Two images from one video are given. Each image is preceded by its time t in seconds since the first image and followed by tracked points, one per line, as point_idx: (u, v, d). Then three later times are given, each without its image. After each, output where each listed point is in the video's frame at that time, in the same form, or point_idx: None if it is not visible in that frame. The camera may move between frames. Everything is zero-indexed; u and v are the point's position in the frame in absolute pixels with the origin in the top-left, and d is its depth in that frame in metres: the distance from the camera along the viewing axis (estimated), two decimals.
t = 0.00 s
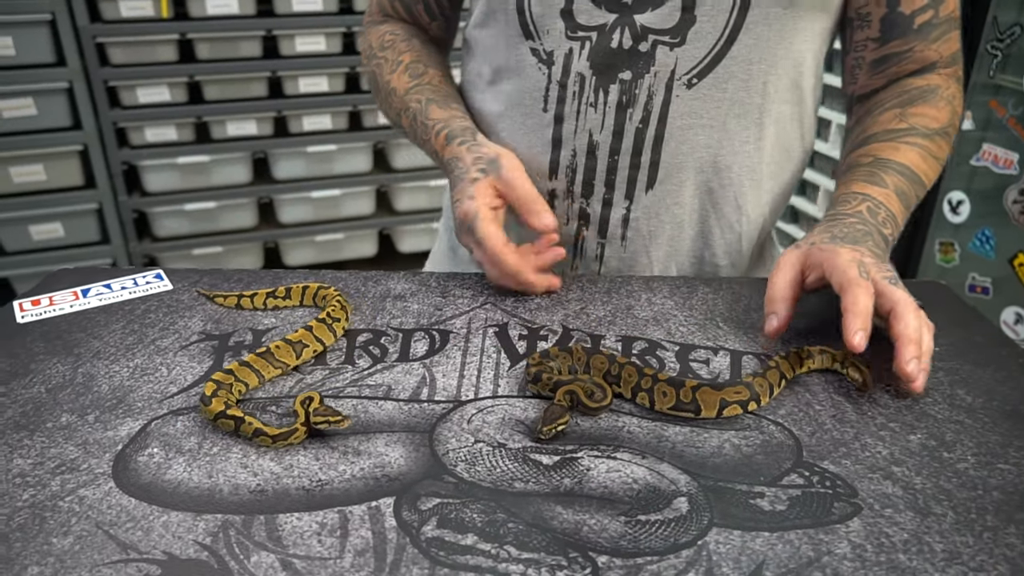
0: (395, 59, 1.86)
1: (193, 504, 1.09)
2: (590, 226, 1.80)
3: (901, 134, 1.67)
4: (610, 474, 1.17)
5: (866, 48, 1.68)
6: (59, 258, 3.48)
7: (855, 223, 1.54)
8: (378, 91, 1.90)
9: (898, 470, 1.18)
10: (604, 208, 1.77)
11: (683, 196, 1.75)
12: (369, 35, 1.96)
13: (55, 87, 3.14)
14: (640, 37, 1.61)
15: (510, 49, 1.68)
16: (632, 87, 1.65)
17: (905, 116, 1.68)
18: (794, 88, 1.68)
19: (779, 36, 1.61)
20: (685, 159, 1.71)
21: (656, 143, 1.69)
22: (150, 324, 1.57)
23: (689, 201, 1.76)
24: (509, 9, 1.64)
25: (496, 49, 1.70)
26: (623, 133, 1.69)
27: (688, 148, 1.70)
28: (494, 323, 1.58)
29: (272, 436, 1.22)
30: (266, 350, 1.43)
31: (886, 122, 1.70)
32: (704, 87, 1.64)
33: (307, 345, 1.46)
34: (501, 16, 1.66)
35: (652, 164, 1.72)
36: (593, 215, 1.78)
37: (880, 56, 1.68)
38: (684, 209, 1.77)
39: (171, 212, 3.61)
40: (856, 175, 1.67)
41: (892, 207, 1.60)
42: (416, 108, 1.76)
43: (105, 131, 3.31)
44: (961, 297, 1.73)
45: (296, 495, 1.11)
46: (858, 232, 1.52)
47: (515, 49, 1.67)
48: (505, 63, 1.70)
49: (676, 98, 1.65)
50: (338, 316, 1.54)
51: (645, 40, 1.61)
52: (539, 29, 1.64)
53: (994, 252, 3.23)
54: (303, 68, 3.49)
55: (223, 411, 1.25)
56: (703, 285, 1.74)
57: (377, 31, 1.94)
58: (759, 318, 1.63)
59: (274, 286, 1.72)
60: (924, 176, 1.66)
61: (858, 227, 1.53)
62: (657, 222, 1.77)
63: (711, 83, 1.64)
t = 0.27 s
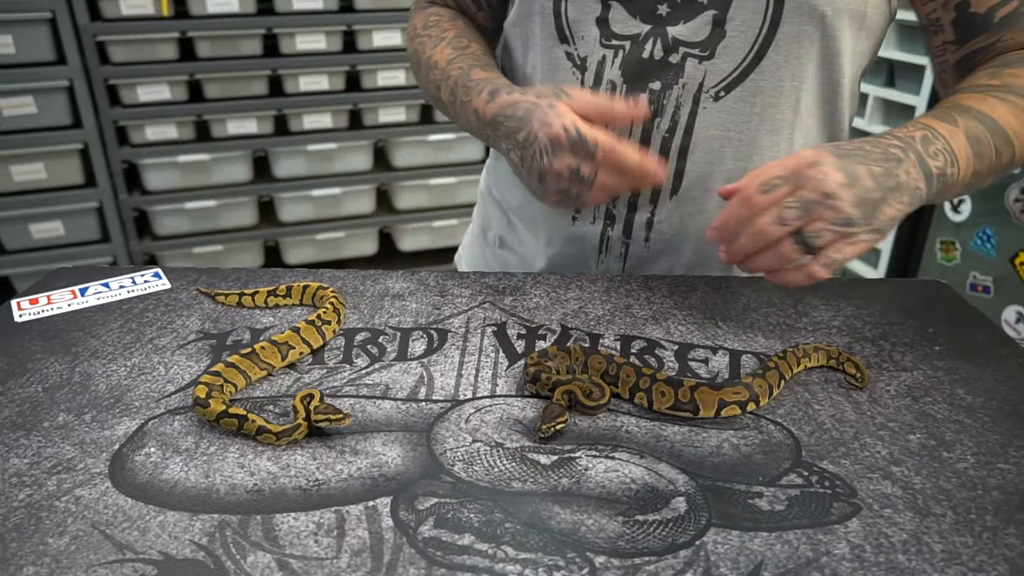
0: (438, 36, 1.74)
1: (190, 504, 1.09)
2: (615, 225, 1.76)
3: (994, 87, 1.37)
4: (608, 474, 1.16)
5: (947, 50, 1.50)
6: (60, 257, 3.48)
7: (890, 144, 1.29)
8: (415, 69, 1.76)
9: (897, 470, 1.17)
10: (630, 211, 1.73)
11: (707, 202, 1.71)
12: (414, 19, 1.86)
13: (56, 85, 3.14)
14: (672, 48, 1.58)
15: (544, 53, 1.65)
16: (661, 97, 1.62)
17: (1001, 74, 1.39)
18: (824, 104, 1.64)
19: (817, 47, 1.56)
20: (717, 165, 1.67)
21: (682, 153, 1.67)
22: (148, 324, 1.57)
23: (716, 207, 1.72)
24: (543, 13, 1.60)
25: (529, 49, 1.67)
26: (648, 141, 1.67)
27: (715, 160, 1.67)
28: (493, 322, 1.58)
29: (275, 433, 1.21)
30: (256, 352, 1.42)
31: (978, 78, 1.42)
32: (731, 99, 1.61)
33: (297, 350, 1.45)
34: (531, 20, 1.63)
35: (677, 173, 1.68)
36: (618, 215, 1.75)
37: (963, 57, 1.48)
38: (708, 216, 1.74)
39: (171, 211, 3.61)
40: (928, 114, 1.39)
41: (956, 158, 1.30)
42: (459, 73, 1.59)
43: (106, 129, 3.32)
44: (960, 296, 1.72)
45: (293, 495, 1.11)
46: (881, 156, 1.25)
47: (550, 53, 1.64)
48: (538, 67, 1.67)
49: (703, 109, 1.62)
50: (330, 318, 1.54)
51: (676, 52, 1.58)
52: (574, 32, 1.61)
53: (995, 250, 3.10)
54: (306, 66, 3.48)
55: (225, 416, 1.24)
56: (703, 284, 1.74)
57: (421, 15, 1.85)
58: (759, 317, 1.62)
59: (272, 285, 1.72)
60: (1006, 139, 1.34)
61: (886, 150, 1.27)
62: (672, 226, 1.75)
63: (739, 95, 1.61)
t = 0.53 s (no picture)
0: (434, 29, 1.86)
1: (185, 505, 1.09)
2: (614, 227, 1.78)
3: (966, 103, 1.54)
4: (604, 473, 1.16)
5: (936, 53, 1.60)
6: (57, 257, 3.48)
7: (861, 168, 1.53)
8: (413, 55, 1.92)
9: (894, 469, 1.17)
10: (629, 211, 1.74)
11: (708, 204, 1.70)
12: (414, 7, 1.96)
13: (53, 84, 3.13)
14: (672, 48, 1.57)
15: (543, 48, 1.65)
16: (660, 96, 1.60)
17: (978, 86, 1.53)
18: (823, 105, 1.64)
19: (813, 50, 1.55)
20: (714, 168, 1.66)
21: (682, 153, 1.66)
22: (143, 323, 1.57)
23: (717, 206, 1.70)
24: (543, 8, 1.61)
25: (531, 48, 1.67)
26: (649, 139, 1.65)
27: (715, 161, 1.65)
28: (490, 321, 1.57)
29: (275, 432, 1.21)
30: (244, 352, 1.41)
31: (956, 90, 1.57)
32: (732, 101, 1.60)
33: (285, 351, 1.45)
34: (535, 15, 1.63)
35: (678, 174, 1.67)
36: (617, 217, 1.76)
37: (949, 63, 1.59)
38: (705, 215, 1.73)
39: (169, 210, 3.61)
40: (907, 131, 1.60)
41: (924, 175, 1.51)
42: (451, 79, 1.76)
43: (103, 128, 3.31)
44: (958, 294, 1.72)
45: (288, 495, 1.11)
46: (848, 181, 1.49)
47: (548, 48, 1.64)
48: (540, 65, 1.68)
49: (703, 110, 1.61)
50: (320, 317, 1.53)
51: (676, 52, 1.57)
52: (572, 31, 1.61)
53: (994, 247, 3.09)
54: (302, 65, 3.47)
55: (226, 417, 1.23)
56: (700, 282, 1.74)
57: None
58: (757, 315, 1.62)
59: (268, 284, 1.72)
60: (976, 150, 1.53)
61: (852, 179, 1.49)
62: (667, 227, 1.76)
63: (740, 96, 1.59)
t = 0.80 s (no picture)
0: (404, 11, 1.91)
1: (180, 503, 1.09)
2: (599, 229, 1.77)
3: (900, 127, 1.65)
4: (600, 472, 1.16)
5: (887, 58, 1.65)
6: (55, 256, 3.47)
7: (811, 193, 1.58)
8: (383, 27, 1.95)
9: (890, 467, 1.17)
10: (615, 213, 1.74)
11: (693, 208, 1.71)
12: None
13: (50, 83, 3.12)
14: (660, 53, 1.59)
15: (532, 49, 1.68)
16: (647, 100, 1.63)
17: (911, 111, 1.65)
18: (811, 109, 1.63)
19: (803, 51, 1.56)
20: (699, 170, 1.67)
21: (669, 155, 1.67)
22: (139, 322, 1.57)
23: (700, 208, 1.71)
24: (533, 10, 1.65)
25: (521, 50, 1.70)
26: (636, 143, 1.66)
27: (701, 163, 1.67)
28: (486, 319, 1.57)
29: (276, 427, 1.21)
30: (229, 351, 1.41)
31: (891, 114, 1.67)
32: (719, 105, 1.61)
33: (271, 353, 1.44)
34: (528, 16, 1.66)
35: (664, 176, 1.69)
36: (602, 219, 1.76)
37: (900, 70, 1.65)
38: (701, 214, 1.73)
39: (166, 209, 3.60)
40: (846, 154, 1.68)
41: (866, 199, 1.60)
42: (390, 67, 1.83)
43: (101, 127, 3.31)
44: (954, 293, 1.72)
45: (283, 493, 1.11)
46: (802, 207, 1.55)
47: (535, 48, 1.68)
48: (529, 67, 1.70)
49: (689, 114, 1.62)
50: (308, 318, 1.52)
51: (664, 56, 1.59)
52: (561, 32, 1.64)
53: (991, 246, 3.10)
54: (299, 64, 3.47)
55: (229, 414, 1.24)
56: (697, 282, 1.74)
57: None
58: (753, 314, 1.62)
59: (264, 283, 1.71)
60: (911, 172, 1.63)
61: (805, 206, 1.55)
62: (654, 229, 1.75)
63: (728, 100, 1.61)
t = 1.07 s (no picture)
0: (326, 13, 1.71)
1: (180, 499, 1.09)
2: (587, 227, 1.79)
3: (894, 125, 1.67)
4: (599, 468, 1.16)
5: (874, 41, 1.65)
6: (54, 253, 3.47)
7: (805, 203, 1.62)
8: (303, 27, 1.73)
9: (889, 464, 1.17)
10: (602, 208, 1.77)
11: (677, 197, 1.75)
12: None
13: (49, 81, 3.12)
14: (635, 46, 1.64)
15: (506, 52, 1.70)
16: (626, 94, 1.67)
17: (904, 106, 1.66)
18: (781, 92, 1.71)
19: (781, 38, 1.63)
20: (682, 159, 1.72)
21: (650, 147, 1.71)
22: (139, 319, 1.57)
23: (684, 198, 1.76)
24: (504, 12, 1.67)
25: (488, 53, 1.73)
26: (619, 137, 1.70)
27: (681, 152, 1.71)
28: (486, 316, 1.58)
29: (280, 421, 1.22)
30: (220, 350, 1.41)
31: (885, 111, 1.69)
32: (696, 93, 1.67)
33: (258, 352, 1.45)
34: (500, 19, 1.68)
35: (647, 168, 1.73)
36: (589, 215, 1.78)
37: (890, 51, 1.65)
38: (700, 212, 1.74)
39: (166, 206, 3.60)
40: (836, 161, 1.71)
41: (864, 200, 1.64)
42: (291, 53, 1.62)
43: (100, 125, 3.31)
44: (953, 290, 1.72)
45: (283, 490, 1.11)
46: (798, 216, 1.59)
47: (509, 51, 1.70)
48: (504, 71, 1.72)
49: (669, 105, 1.67)
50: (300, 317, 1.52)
51: (640, 49, 1.64)
52: (534, 33, 1.66)
53: (990, 244, 3.10)
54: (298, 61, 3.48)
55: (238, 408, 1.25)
56: (696, 279, 1.74)
57: None
58: (752, 311, 1.62)
59: (264, 280, 1.72)
60: (908, 168, 1.65)
61: (802, 215, 1.59)
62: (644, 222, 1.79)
63: (704, 88, 1.67)
